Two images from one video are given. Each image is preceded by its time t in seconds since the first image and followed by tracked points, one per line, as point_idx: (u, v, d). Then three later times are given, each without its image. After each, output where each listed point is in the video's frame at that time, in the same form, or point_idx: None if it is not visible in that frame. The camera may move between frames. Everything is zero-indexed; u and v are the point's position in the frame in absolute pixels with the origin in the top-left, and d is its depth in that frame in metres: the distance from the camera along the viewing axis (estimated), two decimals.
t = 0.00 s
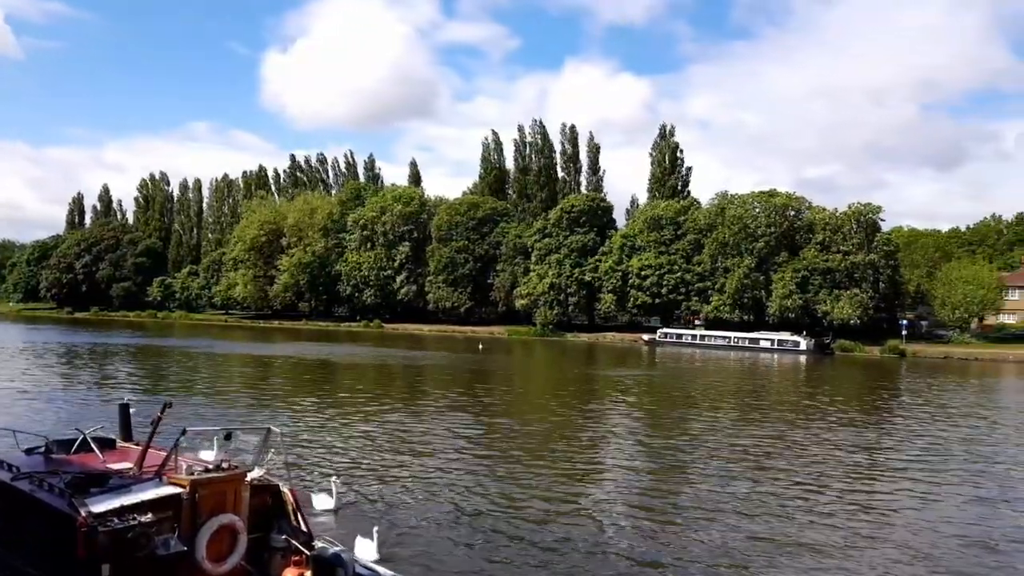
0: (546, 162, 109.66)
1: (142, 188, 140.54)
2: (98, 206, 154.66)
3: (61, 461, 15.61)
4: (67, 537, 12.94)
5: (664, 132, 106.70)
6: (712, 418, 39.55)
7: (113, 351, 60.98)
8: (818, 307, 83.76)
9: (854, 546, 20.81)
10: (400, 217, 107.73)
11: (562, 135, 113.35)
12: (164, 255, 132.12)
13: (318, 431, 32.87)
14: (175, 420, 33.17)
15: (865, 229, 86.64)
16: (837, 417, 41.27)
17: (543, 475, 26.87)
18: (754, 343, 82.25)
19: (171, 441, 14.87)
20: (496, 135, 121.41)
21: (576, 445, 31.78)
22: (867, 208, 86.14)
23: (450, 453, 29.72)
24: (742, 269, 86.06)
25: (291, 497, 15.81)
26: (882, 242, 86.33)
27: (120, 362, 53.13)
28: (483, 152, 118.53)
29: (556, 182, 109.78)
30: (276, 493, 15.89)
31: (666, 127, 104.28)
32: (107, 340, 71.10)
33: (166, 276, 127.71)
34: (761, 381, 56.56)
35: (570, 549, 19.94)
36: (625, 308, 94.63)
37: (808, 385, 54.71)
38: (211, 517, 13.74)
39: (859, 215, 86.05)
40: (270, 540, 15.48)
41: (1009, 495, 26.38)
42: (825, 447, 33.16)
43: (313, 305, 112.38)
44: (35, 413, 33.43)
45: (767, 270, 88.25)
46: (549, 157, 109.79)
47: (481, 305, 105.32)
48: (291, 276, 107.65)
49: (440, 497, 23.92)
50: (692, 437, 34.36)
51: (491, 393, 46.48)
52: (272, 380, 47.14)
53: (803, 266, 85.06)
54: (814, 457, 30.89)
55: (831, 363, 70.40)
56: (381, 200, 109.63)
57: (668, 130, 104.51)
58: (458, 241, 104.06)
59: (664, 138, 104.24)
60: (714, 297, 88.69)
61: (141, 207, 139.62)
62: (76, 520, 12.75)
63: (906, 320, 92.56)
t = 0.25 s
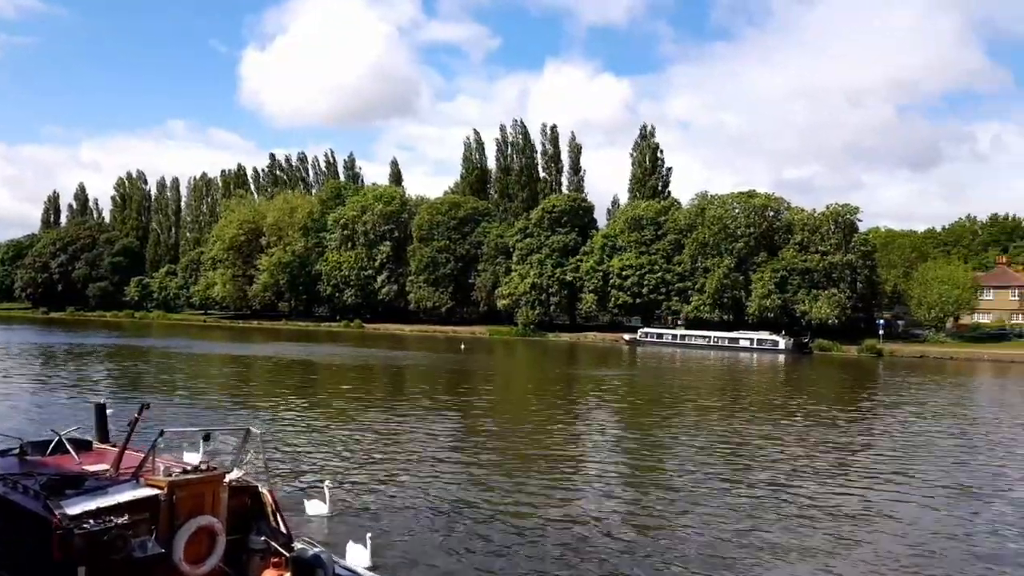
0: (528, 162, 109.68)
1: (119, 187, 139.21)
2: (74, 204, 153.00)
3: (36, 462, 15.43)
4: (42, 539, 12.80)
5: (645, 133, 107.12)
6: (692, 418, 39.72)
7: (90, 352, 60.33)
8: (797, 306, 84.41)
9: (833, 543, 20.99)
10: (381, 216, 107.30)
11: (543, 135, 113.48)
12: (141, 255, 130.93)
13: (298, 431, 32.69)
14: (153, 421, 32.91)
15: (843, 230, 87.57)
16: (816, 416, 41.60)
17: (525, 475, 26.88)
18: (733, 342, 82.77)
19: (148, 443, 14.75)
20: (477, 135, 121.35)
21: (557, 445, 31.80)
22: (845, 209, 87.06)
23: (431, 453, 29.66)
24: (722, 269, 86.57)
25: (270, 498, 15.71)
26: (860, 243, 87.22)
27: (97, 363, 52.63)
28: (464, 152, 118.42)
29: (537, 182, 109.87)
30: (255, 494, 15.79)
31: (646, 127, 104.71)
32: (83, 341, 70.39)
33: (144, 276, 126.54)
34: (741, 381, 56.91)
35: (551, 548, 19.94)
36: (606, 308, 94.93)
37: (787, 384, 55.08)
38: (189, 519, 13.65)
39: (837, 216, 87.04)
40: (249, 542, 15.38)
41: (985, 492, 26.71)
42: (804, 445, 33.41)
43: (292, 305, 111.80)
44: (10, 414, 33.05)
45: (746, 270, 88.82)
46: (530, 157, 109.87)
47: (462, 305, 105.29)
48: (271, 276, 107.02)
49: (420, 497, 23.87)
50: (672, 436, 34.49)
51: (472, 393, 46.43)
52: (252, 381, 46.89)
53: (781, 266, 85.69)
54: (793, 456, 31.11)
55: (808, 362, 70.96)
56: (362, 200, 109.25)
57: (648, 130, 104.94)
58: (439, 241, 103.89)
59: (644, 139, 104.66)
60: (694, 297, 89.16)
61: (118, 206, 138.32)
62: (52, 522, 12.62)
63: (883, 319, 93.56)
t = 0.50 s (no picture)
0: (511, 162, 109.65)
1: (99, 185, 137.92)
2: (53, 203, 151.42)
3: (12, 464, 15.26)
4: (19, 542, 12.66)
5: (628, 133, 107.40)
6: (676, 417, 39.82)
7: (69, 352, 59.73)
8: (778, 306, 84.93)
9: (814, 541, 21.13)
10: (364, 216, 106.87)
11: (527, 134, 113.54)
12: (121, 254, 129.80)
13: (280, 432, 32.51)
14: (132, 422, 32.67)
15: (824, 230, 88.26)
16: (798, 415, 41.84)
17: (509, 474, 26.87)
18: (716, 342, 83.17)
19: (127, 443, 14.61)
20: (461, 134, 121.21)
21: (541, 445, 31.78)
22: (826, 209, 87.77)
23: (414, 453, 29.57)
24: (705, 269, 86.98)
25: (251, 499, 15.62)
26: (840, 243, 87.94)
27: (76, 363, 52.17)
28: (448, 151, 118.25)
29: (521, 182, 109.83)
30: (235, 495, 15.71)
31: (630, 127, 104.99)
32: (63, 341, 69.71)
33: (124, 275, 125.43)
34: (724, 380, 57.12)
35: (534, 547, 19.93)
36: (590, 308, 95.13)
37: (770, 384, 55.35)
38: (169, 520, 13.53)
39: (818, 216, 87.81)
40: (230, 543, 15.31)
41: (964, 490, 26.96)
42: (786, 444, 33.59)
43: (275, 304, 111.29)
44: None
45: (728, 270, 89.27)
46: (514, 157, 109.89)
47: (446, 305, 105.16)
48: (253, 275, 106.41)
49: (403, 497, 23.81)
50: (656, 436, 34.57)
51: (456, 393, 46.35)
52: (233, 381, 46.66)
53: (763, 266, 86.17)
54: (776, 455, 31.27)
55: (790, 361, 71.49)
56: (345, 199, 108.84)
57: (632, 131, 105.23)
58: (423, 240, 103.64)
59: (628, 139, 104.95)
60: (677, 297, 89.50)
61: (98, 205, 137.04)
62: (28, 523, 12.49)
63: (863, 319, 94.34)
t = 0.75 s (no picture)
0: (493, 162, 109.57)
1: (75, 183, 136.38)
2: (28, 201, 149.56)
3: None
4: None
5: (609, 133, 107.68)
6: (656, 417, 39.95)
7: (45, 352, 59.04)
8: (757, 306, 85.52)
9: (792, 540, 21.30)
10: (344, 215, 106.49)
11: (508, 134, 113.60)
12: (98, 253, 128.47)
13: (259, 432, 32.30)
14: (108, 423, 32.36)
15: (802, 231, 88.93)
16: (778, 414, 42.11)
17: (489, 475, 26.87)
18: (695, 341, 83.59)
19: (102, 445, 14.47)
20: (442, 134, 121.06)
21: (522, 445, 31.79)
22: (804, 210, 88.51)
23: (394, 454, 29.50)
24: (685, 269, 87.42)
25: (228, 501, 15.54)
26: (818, 243, 88.70)
27: (51, 364, 51.61)
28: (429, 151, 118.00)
29: (502, 182, 109.78)
30: (213, 497, 15.62)
31: (611, 128, 105.31)
32: (38, 341, 68.93)
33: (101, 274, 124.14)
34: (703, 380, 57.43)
35: (513, 548, 19.96)
36: (571, 307, 95.31)
37: (749, 383, 55.66)
38: (145, 522, 13.43)
39: (797, 216, 88.54)
40: (207, 545, 15.22)
41: (940, 488, 27.25)
42: (765, 444, 33.80)
43: (254, 304, 110.62)
44: None
45: (708, 270, 89.76)
46: (495, 157, 109.87)
47: (427, 305, 104.95)
48: (231, 274, 105.69)
49: (383, 498, 23.75)
50: (636, 436, 34.67)
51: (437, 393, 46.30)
52: (212, 381, 46.35)
53: (742, 267, 86.72)
54: (754, 454, 31.45)
55: (768, 361, 72.02)
56: (326, 198, 108.36)
57: (613, 131, 105.55)
58: (404, 240, 103.39)
59: (609, 139, 105.27)
60: (657, 297, 89.90)
61: (74, 203, 135.51)
62: (2, 526, 12.34)
63: (841, 318, 95.15)
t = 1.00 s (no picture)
0: (476, 161, 109.37)
1: (53, 182, 134.88)
2: (5, 200, 147.74)
3: None
4: None
5: (592, 133, 107.90)
6: (640, 416, 40.00)
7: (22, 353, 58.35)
8: (739, 306, 85.99)
9: (774, 538, 21.35)
10: (327, 214, 106.05)
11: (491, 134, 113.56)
12: (76, 252, 127.18)
13: (239, 434, 32.04)
14: (85, 424, 32.02)
15: (783, 231, 89.52)
16: (760, 413, 42.33)
17: (472, 475, 26.77)
18: (678, 341, 83.89)
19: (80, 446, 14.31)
20: (426, 133, 120.82)
21: (505, 445, 31.71)
22: (785, 210, 89.09)
23: (377, 454, 29.35)
24: (667, 269, 87.76)
25: (208, 502, 15.42)
26: (799, 243, 89.30)
27: (28, 364, 51.04)
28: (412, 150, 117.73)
29: (485, 181, 109.65)
30: (192, 498, 15.50)
31: (594, 127, 105.50)
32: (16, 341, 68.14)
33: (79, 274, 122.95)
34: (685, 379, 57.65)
35: (496, 547, 19.89)
36: (554, 307, 95.38)
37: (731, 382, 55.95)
38: (123, 524, 13.31)
39: (779, 216, 89.10)
40: (187, 547, 15.10)
41: (920, 486, 27.44)
42: (747, 443, 33.92)
43: (235, 304, 109.94)
44: None
45: (691, 270, 90.14)
46: (478, 157, 109.77)
47: (410, 304, 104.68)
48: (212, 274, 104.93)
49: (364, 499, 23.64)
50: (619, 435, 34.71)
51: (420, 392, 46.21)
52: (192, 381, 46.00)
53: (725, 267, 87.13)
54: (737, 454, 31.54)
55: (751, 360, 72.41)
56: (308, 197, 107.82)
57: (596, 131, 105.75)
58: (387, 239, 103.09)
59: (592, 139, 105.46)
60: (640, 296, 90.16)
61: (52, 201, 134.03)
62: None
63: (821, 318, 95.85)
